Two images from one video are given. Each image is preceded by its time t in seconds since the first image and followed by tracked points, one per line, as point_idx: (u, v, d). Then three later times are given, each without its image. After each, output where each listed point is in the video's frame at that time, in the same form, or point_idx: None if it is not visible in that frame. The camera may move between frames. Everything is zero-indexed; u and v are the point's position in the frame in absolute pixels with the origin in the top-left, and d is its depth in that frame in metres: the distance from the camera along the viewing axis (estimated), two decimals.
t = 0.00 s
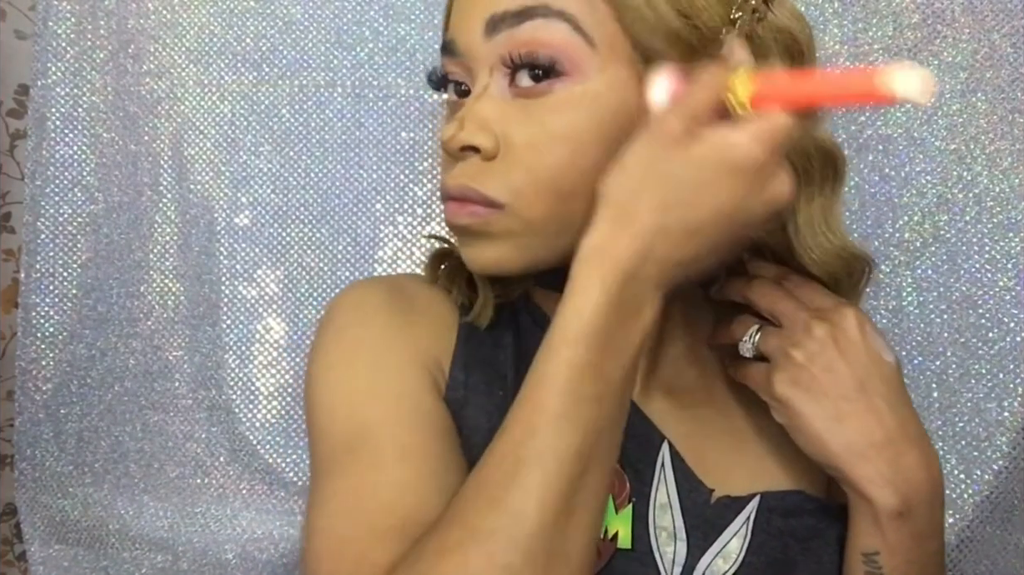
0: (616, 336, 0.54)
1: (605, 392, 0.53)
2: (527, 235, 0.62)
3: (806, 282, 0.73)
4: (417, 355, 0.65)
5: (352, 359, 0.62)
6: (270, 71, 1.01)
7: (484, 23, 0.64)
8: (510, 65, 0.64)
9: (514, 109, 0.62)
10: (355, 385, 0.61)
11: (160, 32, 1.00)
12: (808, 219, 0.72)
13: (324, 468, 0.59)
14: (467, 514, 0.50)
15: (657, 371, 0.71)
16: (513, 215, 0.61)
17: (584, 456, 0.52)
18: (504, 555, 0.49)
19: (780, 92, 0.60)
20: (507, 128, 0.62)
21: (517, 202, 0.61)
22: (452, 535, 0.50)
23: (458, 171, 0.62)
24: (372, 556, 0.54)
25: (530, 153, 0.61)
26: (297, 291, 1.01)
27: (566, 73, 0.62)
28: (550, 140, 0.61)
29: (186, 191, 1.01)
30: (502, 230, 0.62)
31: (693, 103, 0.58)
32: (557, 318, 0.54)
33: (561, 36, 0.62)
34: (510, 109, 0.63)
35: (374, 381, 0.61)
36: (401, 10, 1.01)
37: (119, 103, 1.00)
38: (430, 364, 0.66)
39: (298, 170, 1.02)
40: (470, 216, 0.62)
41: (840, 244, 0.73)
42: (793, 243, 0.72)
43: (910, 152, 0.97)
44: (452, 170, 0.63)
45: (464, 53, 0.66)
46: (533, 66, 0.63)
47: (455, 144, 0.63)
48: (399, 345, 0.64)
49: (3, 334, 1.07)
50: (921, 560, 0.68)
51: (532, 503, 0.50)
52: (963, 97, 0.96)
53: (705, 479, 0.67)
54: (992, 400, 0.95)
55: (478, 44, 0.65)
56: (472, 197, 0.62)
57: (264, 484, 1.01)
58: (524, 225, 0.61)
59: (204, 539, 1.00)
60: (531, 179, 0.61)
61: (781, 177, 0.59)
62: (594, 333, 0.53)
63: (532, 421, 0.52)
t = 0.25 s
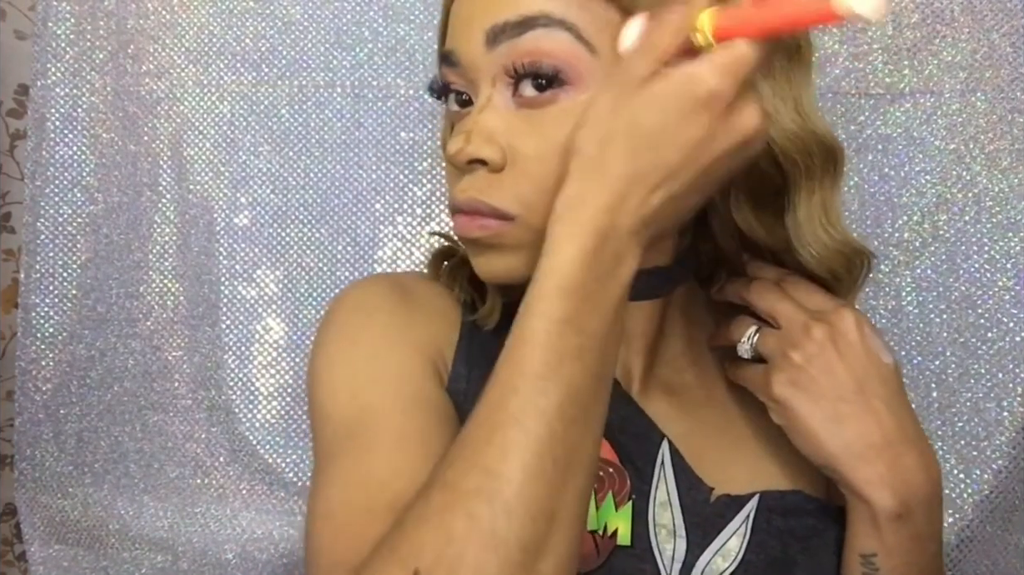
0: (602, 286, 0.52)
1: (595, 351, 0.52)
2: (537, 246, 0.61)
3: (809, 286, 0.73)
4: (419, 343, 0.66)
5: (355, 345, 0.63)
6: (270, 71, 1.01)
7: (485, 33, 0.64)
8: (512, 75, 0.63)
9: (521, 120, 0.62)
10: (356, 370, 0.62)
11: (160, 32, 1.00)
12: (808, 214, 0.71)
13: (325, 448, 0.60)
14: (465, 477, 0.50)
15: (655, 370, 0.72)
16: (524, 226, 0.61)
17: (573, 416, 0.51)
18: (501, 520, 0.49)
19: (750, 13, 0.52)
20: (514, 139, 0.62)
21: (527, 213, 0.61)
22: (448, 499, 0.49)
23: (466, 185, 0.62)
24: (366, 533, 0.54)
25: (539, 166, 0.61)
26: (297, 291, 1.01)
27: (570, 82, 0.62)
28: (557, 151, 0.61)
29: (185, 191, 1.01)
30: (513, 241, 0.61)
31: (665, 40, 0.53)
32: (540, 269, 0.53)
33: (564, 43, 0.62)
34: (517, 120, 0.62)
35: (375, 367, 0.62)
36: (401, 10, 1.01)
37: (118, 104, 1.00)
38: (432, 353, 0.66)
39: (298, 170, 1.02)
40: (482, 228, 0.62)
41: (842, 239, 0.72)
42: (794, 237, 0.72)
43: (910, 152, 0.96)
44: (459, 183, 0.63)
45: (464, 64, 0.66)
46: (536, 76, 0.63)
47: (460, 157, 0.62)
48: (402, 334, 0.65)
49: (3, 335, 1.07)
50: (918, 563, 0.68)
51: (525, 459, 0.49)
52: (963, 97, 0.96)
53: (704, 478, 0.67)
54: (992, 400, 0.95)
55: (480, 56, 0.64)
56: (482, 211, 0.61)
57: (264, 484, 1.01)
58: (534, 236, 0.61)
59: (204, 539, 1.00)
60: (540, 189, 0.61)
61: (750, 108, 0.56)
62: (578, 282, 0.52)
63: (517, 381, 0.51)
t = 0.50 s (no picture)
0: (581, 280, 0.51)
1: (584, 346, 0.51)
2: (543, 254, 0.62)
3: (808, 284, 0.73)
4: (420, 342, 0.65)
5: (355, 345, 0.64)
6: (270, 72, 1.01)
7: (484, 42, 0.64)
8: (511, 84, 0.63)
9: (523, 126, 0.62)
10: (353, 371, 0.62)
11: (160, 32, 1.00)
12: (808, 211, 0.72)
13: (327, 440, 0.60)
14: (448, 464, 0.49)
15: (655, 370, 0.72)
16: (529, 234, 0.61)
17: (559, 412, 0.50)
18: (486, 510, 0.48)
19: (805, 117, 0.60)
20: (516, 148, 0.62)
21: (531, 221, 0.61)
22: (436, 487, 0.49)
23: (470, 193, 0.62)
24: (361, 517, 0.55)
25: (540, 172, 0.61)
26: (297, 291, 1.01)
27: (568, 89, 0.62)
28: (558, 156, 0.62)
29: (185, 191, 1.01)
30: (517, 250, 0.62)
31: (647, 21, 0.52)
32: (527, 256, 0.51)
33: (562, 50, 0.62)
34: (519, 127, 0.63)
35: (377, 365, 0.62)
36: (401, 10, 1.01)
37: (118, 103, 1.00)
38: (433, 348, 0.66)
39: (298, 170, 1.02)
40: (486, 237, 0.62)
41: (840, 239, 0.73)
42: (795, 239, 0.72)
43: (910, 152, 0.96)
44: (462, 191, 0.63)
45: (464, 71, 0.65)
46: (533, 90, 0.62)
47: (463, 167, 0.62)
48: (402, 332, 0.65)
49: (3, 335, 1.07)
50: (919, 561, 0.68)
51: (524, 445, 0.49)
52: (963, 97, 0.96)
53: (704, 477, 0.67)
54: (992, 400, 0.95)
55: (479, 62, 0.64)
56: (487, 220, 0.62)
57: (264, 484, 1.01)
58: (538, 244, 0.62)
59: (205, 539, 1.00)
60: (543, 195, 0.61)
61: (728, 82, 0.54)
62: (560, 275, 0.50)
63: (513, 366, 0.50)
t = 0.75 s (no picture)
0: (580, 389, 0.55)
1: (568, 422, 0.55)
2: (548, 250, 0.62)
3: (809, 284, 0.72)
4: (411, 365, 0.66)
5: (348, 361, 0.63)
6: (270, 71, 1.01)
7: (490, 36, 0.64)
8: (518, 78, 0.63)
9: (529, 121, 0.62)
10: (345, 391, 0.62)
11: (160, 32, 1.00)
12: (809, 213, 0.70)
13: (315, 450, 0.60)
14: (447, 515, 0.52)
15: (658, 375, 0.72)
16: (534, 229, 0.61)
17: (549, 475, 0.53)
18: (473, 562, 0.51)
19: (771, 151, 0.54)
20: (521, 142, 0.62)
21: (537, 216, 0.61)
22: (424, 541, 0.51)
23: (474, 187, 0.62)
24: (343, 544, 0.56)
25: (546, 167, 0.61)
26: (297, 291, 1.01)
27: (577, 83, 0.62)
28: (564, 151, 0.61)
29: (186, 191, 1.01)
30: (522, 245, 0.62)
31: (670, 159, 0.56)
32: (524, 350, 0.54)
33: (572, 45, 0.62)
34: (525, 122, 0.62)
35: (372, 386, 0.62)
36: (401, 10, 1.01)
37: (119, 103, 1.00)
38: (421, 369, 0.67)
39: (298, 170, 1.02)
40: (490, 231, 0.62)
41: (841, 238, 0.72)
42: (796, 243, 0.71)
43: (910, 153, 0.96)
44: (466, 186, 0.63)
45: (468, 66, 0.65)
46: (544, 81, 0.63)
47: (467, 160, 0.62)
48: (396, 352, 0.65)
49: (3, 334, 1.07)
50: (923, 562, 0.67)
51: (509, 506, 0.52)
52: (963, 97, 0.96)
53: (703, 481, 0.67)
54: (992, 400, 0.95)
55: (483, 57, 0.64)
56: (491, 214, 0.61)
57: (264, 484, 1.01)
58: (543, 238, 0.62)
59: (204, 539, 1.00)
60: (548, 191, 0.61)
61: (757, 238, 0.58)
62: (560, 374, 0.54)
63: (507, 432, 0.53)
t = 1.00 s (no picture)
0: (557, 426, 0.54)
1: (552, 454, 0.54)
2: (548, 237, 0.61)
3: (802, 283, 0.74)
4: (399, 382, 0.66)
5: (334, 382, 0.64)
6: (270, 71, 1.01)
7: (491, 24, 0.64)
8: (520, 65, 0.63)
9: (528, 108, 0.62)
10: (334, 413, 0.62)
11: (160, 32, 1.00)
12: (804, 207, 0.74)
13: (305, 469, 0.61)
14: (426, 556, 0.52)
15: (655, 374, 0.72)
16: (533, 215, 0.61)
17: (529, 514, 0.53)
18: None
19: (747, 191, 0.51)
20: (521, 128, 0.61)
21: (538, 201, 0.60)
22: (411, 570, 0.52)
23: (473, 175, 0.61)
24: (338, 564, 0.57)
25: (545, 153, 0.61)
26: (297, 291, 1.01)
27: (577, 70, 0.63)
28: (563, 138, 0.61)
29: (186, 191, 1.01)
30: (522, 231, 0.61)
31: (642, 198, 0.52)
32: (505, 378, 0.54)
33: (573, 34, 0.63)
34: (524, 108, 0.62)
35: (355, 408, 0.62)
36: (401, 10, 1.01)
37: (119, 103, 1.00)
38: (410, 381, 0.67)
39: (298, 171, 1.02)
40: (491, 219, 0.61)
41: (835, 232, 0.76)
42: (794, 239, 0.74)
43: (910, 152, 0.97)
44: (465, 173, 0.62)
45: (468, 56, 0.65)
46: (544, 67, 0.63)
47: (466, 147, 0.62)
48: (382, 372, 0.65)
49: (3, 334, 1.07)
50: (921, 561, 0.67)
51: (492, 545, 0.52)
52: (963, 97, 0.96)
53: (700, 482, 0.67)
54: (992, 400, 0.95)
55: (484, 46, 0.64)
56: (492, 200, 0.61)
57: (264, 484, 1.01)
58: (543, 226, 0.61)
59: (205, 539, 1.00)
60: (549, 178, 0.60)
61: (730, 273, 0.55)
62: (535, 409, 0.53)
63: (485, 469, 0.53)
